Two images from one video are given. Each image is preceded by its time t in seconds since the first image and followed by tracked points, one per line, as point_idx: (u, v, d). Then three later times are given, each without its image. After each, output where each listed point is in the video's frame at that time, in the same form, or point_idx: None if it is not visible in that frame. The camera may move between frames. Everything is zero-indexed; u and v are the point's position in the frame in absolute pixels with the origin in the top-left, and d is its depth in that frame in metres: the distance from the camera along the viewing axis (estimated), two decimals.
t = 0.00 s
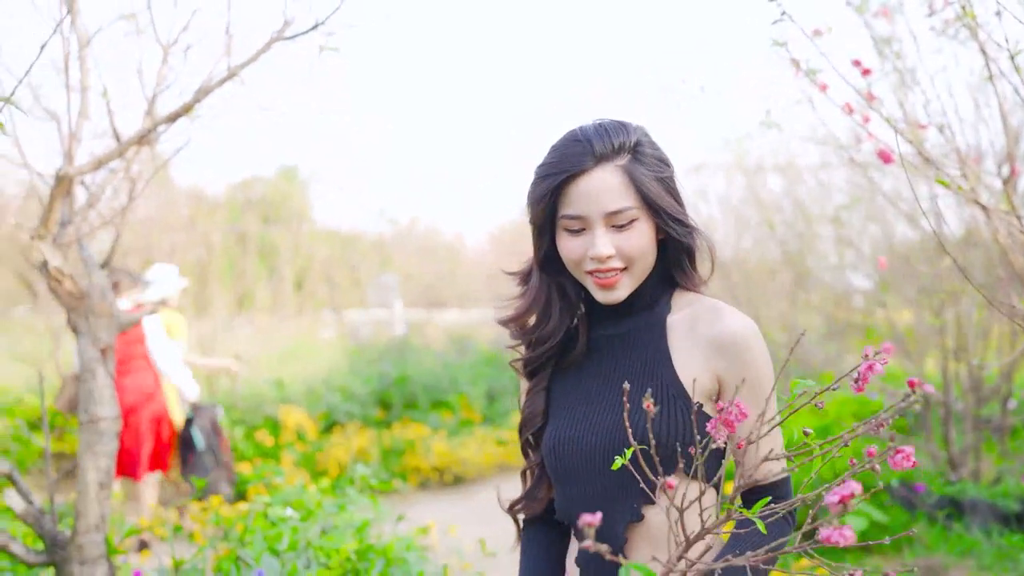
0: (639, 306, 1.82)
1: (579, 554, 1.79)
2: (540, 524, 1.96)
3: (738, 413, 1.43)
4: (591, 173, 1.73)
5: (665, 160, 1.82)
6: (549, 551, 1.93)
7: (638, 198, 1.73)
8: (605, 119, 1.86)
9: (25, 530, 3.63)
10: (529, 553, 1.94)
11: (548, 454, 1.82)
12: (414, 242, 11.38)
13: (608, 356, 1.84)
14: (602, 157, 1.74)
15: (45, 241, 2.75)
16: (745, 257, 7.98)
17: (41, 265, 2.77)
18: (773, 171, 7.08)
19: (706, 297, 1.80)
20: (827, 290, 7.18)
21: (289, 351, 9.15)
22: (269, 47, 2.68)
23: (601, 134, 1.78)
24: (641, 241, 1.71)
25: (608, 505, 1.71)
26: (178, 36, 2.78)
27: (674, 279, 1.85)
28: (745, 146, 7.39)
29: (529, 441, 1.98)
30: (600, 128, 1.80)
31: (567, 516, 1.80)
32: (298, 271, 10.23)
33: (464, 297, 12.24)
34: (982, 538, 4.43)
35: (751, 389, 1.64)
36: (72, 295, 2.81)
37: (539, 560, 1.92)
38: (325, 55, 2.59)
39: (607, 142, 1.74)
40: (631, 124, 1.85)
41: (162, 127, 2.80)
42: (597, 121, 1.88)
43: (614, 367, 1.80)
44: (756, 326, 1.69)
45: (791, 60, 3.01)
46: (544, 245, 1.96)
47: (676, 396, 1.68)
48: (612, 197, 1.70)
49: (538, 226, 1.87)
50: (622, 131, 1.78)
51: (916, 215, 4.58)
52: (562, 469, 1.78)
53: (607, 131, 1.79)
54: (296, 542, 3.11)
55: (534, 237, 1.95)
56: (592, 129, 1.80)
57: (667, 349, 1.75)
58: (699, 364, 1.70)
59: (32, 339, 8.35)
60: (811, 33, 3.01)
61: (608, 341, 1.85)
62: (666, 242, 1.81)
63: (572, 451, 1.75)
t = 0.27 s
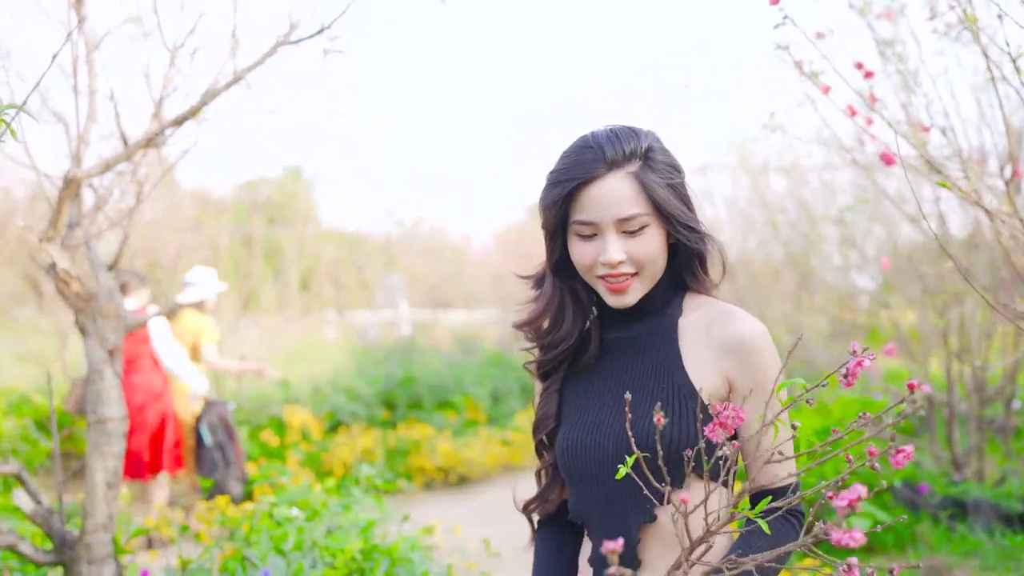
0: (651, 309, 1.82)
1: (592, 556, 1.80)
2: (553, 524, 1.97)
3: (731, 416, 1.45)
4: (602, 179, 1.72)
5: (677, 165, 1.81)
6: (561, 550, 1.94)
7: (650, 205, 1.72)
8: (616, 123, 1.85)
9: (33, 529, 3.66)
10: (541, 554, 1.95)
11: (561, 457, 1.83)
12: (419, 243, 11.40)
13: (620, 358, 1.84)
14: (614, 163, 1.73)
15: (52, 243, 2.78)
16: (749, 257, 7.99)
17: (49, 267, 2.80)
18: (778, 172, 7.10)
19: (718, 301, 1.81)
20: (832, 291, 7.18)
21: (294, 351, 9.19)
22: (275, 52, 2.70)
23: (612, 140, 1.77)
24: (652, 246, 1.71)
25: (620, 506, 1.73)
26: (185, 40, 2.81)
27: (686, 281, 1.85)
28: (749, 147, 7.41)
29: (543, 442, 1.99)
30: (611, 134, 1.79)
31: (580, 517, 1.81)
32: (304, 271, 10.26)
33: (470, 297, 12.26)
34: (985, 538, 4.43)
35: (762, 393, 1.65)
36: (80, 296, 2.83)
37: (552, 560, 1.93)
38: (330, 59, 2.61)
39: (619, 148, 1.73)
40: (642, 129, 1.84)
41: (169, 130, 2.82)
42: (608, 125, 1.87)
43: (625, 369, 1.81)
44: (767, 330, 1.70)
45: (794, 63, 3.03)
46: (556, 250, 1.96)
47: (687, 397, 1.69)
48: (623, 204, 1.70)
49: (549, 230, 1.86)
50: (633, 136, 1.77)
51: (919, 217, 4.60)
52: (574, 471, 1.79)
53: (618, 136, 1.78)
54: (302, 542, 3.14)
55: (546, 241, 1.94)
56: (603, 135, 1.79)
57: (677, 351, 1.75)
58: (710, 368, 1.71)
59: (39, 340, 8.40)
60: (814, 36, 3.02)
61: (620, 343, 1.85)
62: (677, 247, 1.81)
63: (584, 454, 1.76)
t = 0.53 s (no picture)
0: (655, 311, 1.82)
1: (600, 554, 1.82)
2: (559, 522, 1.98)
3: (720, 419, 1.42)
4: (608, 184, 1.72)
5: (683, 171, 1.81)
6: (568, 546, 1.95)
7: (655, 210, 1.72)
8: (621, 128, 1.85)
9: (38, 529, 3.69)
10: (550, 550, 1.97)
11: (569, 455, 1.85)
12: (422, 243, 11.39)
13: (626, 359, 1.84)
14: (619, 169, 1.73)
15: (57, 246, 2.80)
16: (751, 258, 8.00)
17: (53, 268, 2.82)
18: (779, 173, 7.11)
19: (724, 301, 1.80)
20: (833, 291, 7.19)
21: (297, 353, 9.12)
22: (278, 54, 2.71)
23: (617, 146, 1.77)
24: (658, 251, 1.71)
25: (622, 503, 1.75)
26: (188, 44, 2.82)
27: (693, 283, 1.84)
28: (750, 147, 7.42)
29: (551, 440, 2.01)
30: (616, 139, 1.79)
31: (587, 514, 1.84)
32: (306, 272, 10.29)
33: (471, 297, 12.29)
34: (985, 538, 4.44)
35: (764, 395, 1.65)
36: (84, 297, 2.85)
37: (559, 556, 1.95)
38: (333, 61, 2.62)
39: (624, 154, 1.73)
40: (647, 134, 1.83)
41: (173, 132, 2.84)
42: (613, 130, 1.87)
43: (630, 370, 1.82)
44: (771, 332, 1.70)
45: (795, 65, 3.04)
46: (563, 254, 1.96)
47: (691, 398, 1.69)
48: (629, 209, 1.69)
49: (555, 235, 1.86)
50: (639, 142, 1.77)
51: (919, 218, 4.61)
52: (578, 469, 1.82)
53: (623, 142, 1.78)
54: (304, 541, 3.15)
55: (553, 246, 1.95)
56: (609, 140, 1.79)
57: (682, 351, 1.75)
58: (715, 367, 1.71)
59: (43, 341, 8.43)
60: (814, 38, 3.03)
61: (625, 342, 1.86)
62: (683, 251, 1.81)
63: (588, 452, 1.79)
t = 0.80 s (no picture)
0: (655, 312, 1.84)
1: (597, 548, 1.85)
2: (561, 517, 1.99)
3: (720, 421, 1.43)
4: (609, 187, 1.73)
5: (685, 173, 1.82)
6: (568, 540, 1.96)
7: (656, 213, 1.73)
8: (623, 131, 1.86)
9: (41, 529, 3.71)
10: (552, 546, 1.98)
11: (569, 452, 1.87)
12: (422, 244, 11.41)
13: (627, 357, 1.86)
14: (621, 172, 1.74)
15: (60, 247, 2.81)
16: (751, 258, 8.01)
17: (56, 269, 2.83)
18: (779, 173, 7.12)
19: (726, 304, 1.80)
20: (833, 292, 7.20)
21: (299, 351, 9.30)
22: (279, 56, 2.73)
23: (619, 148, 1.78)
24: (658, 252, 1.72)
25: (619, 498, 1.77)
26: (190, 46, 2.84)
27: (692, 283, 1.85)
28: (751, 148, 7.44)
29: (553, 435, 2.02)
30: (619, 141, 1.80)
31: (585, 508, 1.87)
32: (307, 272, 10.31)
33: (471, 297, 12.31)
34: (983, 538, 4.45)
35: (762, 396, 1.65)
36: (87, 298, 2.86)
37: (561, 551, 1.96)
38: (334, 63, 2.64)
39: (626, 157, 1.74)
40: (650, 136, 1.84)
41: (175, 134, 2.86)
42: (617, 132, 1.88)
43: (629, 369, 1.84)
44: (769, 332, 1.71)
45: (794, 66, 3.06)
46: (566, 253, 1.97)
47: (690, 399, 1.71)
48: (630, 212, 1.71)
49: (558, 235, 1.87)
50: (641, 145, 1.78)
51: (918, 219, 4.63)
52: (576, 464, 1.84)
53: (625, 144, 1.79)
54: (305, 541, 3.18)
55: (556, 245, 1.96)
56: (612, 142, 1.80)
57: (682, 352, 1.77)
58: (714, 367, 1.73)
59: (46, 341, 8.45)
60: (812, 41, 3.05)
61: (625, 341, 1.88)
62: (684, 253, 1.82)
63: (588, 448, 1.81)
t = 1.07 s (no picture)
0: (653, 313, 1.85)
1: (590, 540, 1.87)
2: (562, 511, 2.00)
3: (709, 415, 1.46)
4: (606, 187, 1.74)
5: (684, 174, 1.82)
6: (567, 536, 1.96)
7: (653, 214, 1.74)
8: (621, 131, 1.87)
9: (44, 528, 3.73)
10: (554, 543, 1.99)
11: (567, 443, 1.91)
12: (423, 244, 11.43)
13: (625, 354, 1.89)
14: (619, 173, 1.75)
15: (62, 247, 2.81)
16: (751, 259, 8.03)
17: (58, 270, 2.85)
18: (779, 174, 7.14)
19: (723, 305, 1.80)
20: (833, 292, 7.22)
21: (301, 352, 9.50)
22: (280, 58, 2.75)
23: (617, 149, 1.79)
24: (654, 253, 1.73)
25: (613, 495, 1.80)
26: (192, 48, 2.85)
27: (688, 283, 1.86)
28: (751, 148, 7.45)
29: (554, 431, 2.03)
30: (617, 142, 1.81)
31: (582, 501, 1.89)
32: (308, 272, 10.33)
33: (472, 297, 12.33)
34: (980, 538, 4.46)
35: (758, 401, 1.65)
36: (88, 299, 2.88)
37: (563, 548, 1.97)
38: (333, 64, 2.66)
39: (623, 158, 1.75)
40: (648, 137, 1.85)
41: (176, 136, 2.88)
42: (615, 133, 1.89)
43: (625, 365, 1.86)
44: (764, 333, 1.70)
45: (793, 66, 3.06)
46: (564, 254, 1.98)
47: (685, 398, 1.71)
48: (627, 213, 1.71)
49: (555, 235, 1.89)
50: (639, 147, 1.79)
51: (917, 220, 4.64)
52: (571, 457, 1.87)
53: (623, 145, 1.80)
54: (305, 540, 3.20)
55: (554, 246, 1.97)
56: (609, 143, 1.81)
57: (677, 351, 1.78)
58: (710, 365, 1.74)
59: (47, 342, 8.48)
60: (810, 42, 3.06)
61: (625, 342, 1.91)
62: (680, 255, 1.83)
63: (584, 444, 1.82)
